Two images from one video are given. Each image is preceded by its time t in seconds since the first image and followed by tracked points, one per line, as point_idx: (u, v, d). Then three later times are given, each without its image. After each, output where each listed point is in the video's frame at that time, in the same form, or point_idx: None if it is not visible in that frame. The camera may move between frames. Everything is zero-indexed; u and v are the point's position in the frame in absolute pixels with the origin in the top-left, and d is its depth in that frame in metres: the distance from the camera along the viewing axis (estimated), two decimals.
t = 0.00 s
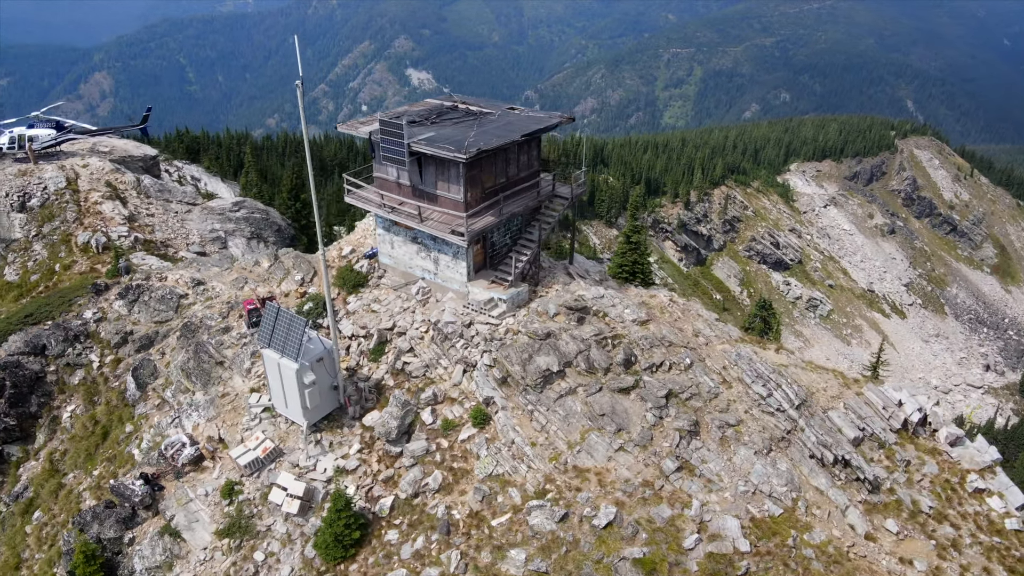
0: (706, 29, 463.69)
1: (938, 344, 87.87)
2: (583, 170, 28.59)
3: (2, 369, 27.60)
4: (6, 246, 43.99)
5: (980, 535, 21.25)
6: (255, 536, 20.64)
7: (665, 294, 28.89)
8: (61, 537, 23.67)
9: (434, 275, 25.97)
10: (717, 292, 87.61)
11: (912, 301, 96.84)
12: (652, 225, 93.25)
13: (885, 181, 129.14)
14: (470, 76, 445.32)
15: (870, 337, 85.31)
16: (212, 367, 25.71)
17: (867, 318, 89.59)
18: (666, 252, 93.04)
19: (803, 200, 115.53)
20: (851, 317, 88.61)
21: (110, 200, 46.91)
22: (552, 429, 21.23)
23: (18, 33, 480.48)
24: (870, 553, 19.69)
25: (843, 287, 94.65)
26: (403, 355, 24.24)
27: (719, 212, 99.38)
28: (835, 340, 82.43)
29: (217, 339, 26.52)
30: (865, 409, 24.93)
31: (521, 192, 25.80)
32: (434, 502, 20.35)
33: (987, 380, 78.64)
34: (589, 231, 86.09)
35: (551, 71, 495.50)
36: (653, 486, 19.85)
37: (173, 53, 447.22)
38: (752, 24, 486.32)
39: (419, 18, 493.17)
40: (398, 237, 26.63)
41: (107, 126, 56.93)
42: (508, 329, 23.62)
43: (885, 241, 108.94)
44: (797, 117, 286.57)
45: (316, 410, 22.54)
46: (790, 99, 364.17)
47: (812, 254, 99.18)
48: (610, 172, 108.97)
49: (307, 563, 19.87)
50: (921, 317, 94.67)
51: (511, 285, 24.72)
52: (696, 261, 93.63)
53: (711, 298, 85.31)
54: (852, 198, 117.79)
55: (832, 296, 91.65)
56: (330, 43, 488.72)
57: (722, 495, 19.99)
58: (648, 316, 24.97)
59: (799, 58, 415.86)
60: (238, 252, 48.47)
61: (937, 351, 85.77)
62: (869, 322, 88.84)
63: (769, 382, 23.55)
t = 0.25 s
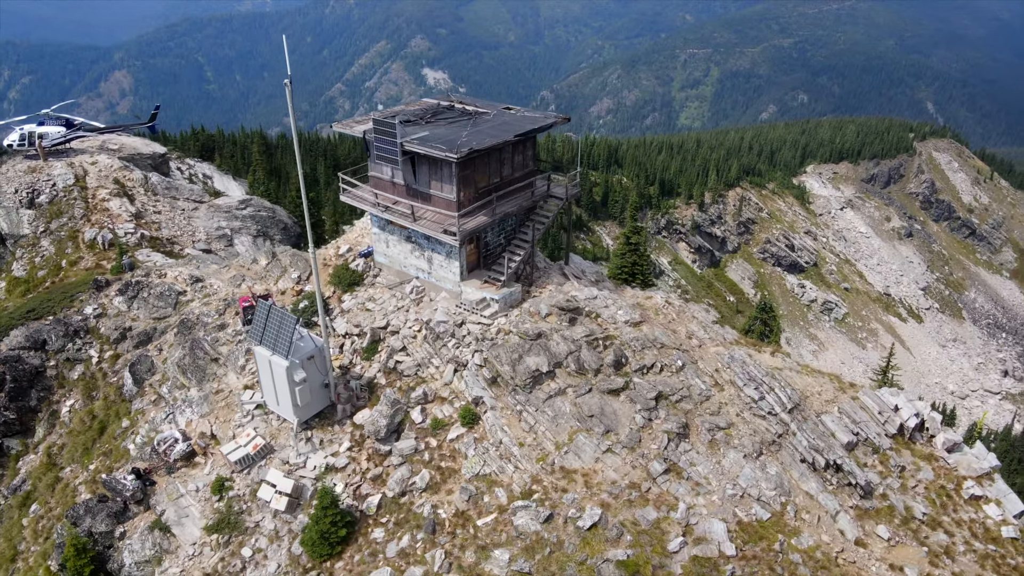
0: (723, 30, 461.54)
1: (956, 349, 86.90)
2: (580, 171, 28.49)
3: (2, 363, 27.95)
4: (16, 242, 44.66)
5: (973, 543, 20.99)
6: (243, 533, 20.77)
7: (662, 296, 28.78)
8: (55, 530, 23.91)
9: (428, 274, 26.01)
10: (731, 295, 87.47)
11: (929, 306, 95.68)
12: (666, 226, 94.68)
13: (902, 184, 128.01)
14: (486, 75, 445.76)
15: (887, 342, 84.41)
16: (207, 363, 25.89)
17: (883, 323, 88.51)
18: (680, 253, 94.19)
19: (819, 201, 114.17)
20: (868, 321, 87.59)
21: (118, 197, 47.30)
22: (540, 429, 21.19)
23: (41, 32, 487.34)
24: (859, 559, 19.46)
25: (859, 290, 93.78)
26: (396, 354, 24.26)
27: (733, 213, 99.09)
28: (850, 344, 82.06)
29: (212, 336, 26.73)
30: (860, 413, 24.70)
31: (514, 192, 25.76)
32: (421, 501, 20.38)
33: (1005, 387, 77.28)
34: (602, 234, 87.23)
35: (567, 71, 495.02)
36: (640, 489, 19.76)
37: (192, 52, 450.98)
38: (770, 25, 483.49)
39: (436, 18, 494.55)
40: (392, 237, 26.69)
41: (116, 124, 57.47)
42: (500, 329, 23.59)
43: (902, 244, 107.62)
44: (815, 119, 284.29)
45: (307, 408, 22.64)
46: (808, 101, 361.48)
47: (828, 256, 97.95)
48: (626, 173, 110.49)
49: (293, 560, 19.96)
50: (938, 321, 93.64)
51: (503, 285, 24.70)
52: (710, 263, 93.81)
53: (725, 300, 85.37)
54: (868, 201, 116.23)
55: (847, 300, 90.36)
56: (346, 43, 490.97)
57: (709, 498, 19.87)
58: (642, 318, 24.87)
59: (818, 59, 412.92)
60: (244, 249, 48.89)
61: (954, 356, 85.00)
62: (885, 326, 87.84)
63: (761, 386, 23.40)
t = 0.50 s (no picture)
0: (739, 30, 459.30)
1: (971, 353, 86.33)
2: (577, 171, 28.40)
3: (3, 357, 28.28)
4: (22, 239, 44.81)
5: (967, 550, 20.74)
6: (233, 529, 20.89)
7: (660, 297, 28.63)
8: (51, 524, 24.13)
9: (423, 274, 26.05)
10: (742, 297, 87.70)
11: (944, 309, 95.22)
12: (678, 228, 95.02)
13: (918, 187, 125.84)
14: (500, 75, 446.01)
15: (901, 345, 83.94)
16: (202, 360, 26.05)
17: (897, 326, 88.62)
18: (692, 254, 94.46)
19: (833, 204, 113.71)
20: (881, 324, 87.57)
21: (124, 195, 47.68)
22: (530, 430, 21.17)
23: (61, 31, 492.75)
24: (849, 565, 19.29)
25: (872, 293, 93.40)
26: (389, 353, 24.31)
27: (746, 215, 99.07)
28: (864, 347, 82.11)
29: (209, 333, 26.91)
30: (856, 418, 24.49)
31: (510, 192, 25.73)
32: (409, 500, 20.41)
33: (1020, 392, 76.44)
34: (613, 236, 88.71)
35: (581, 71, 494.43)
36: (628, 490, 19.70)
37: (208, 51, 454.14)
38: (786, 25, 480.87)
39: (450, 18, 495.62)
40: (388, 236, 26.74)
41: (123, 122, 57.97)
42: (492, 329, 23.58)
43: (917, 247, 106.90)
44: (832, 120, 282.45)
45: (299, 406, 22.75)
46: (824, 102, 359.04)
47: (841, 259, 98.04)
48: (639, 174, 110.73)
49: (282, 557, 20.07)
50: (954, 325, 93.06)
51: (497, 285, 24.70)
52: (722, 265, 93.92)
53: (737, 302, 85.26)
54: (884, 203, 115.58)
55: (861, 302, 90.80)
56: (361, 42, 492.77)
57: (698, 500, 19.76)
58: (636, 319, 24.78)
59: (834, 59, 410.15)
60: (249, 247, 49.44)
61: (969, 360, 84.33)
62: (899, 329, 87.61)
63: (755, 389, 23.24)
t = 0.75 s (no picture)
0: (757, 31, 456.77)
1: (988, 359, 85.85)
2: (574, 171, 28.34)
3: (3, 352, 28.63)
4: (31, 235, 45.19)
5: (960, 558, 20.46)
6: (223, 525, 21.02)
7: (656, 299, 28.52)
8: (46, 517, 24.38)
9: (417, 273, 26.14)
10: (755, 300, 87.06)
11: (961, 314, 94.44)
12: (692, 229, 92.67)
13: (936, 190, 124.42)
14: (516, 75, 446.04)
15: (916, 351, 83.69)
16: (198, 356, 26.24)
17: (913, 330, 88.24)
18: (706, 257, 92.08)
19: (849, 208, 113.20)
20: (896, 329, 87.27)
21: (132, 192, 48.05)
22: (518, 430, 21.15)
23: (82, 30, 498.40)
24: (837, 571, 19.07)
25: (888, 297, 93.06)
26: (382, 352, 24.36)
27: (761, 217, 98.44)
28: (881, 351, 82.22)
29: (205, 330, 27.10)
30: (850, 422, 24.24)
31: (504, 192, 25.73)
32: (396, 498, 20.46)
33: None
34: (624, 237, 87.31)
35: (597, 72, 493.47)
36: (614, 492, 19.63)
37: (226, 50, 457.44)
38: (804, 27, 477.58)
39: (467, 18, 496.46)
40: (383, 235, 26.86)
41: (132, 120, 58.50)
42: (484, 329, 23.59)
43: (934, 252, 106.08)
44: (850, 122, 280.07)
45: (290, 403, 22.84)
46: (842, 104, 356.09)
47: (857, 262, 97.59)
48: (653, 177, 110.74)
49: (269, 553, 20.17)
50: (971, 331, 92.38)
51: (489, 285, 24.71)
52: (735, 267, 92.25)
53: (750, 305, 84.83)
54: (901, 206, 115.02)
55: (877, 306, 90.32)
56: (377, 42, 494.62)
57: (684, 504, 19.65)
58: (629, 320, 24.71)
59: (853, 61, 406.87)
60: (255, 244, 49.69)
61: (987, 367, 83.64)
62: (915, 334, 87.40)
63: (746, 392, 23.10)
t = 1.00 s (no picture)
0: (773, 32, 454.23)
1: (1004, 364, 85.17)
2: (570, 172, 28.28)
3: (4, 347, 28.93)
4: (38, 231, 45.60)
5: (953, 565, 20.23)
6: (213, 521, 21.15)
7: (652, 300, 28.40)
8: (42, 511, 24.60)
9: (412, 273, 26.18)
10: (768, 301, 86.17)
11: (977, 318, 93.36)
12: (704, 230, 92.20)
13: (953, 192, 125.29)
14: (529, 75, 445.91)
15: (931, 354, 82.73)
16: (195, 354, 26.43)
17: (927, 334, 87.48)
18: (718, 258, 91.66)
19: (864, 209, 111.96)
20: (911, 332, 86.48)
21: (138, 190, 48.34)
22: (508, 431, 21.14)
23: (101, 29, 503.57)
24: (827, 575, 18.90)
25: (903, 301, 92.52)
26: (375, 351, 24.41)
27: (774, 219, 98.18)
28: (893, 355, 81.27)
29: (202, 328, 27.26)
30: (844, 427, 24.05)
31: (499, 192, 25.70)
32: (385, 497, 20.50)
33: None
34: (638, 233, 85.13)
35: (611, 72, 492.44)
36: (602, 494, 19.57)
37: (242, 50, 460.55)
38: (820, 27, 474.33)
39: (481, 18, 496.95)
40: (379, 234, 26.92)
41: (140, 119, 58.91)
42: (476, 329, 23.61)
43: (951, 254, 105.34)
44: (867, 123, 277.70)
45: (283, 401, 22.93)
46: (859, 105, 353.41)
47: (871, 265, 97.01)
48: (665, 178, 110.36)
49: (258, 550, 20.27)
50: (986, 335, 91.42)
51: (483, 285, 24.70)
52: (748, 269, 91.54)
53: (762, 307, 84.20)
54: (917, 209, 113.99)
55: (891, 310, 89.60)
56: (391, 41, 496.08)
57: (672, 506, 19.57)
58: (623, 322, 24.64)
59: (869, 62, 403.65)
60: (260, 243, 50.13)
61: (1002, 372, 82.82)
62: (930, 338, 86.64)
63: (739, 395, 23.00)
